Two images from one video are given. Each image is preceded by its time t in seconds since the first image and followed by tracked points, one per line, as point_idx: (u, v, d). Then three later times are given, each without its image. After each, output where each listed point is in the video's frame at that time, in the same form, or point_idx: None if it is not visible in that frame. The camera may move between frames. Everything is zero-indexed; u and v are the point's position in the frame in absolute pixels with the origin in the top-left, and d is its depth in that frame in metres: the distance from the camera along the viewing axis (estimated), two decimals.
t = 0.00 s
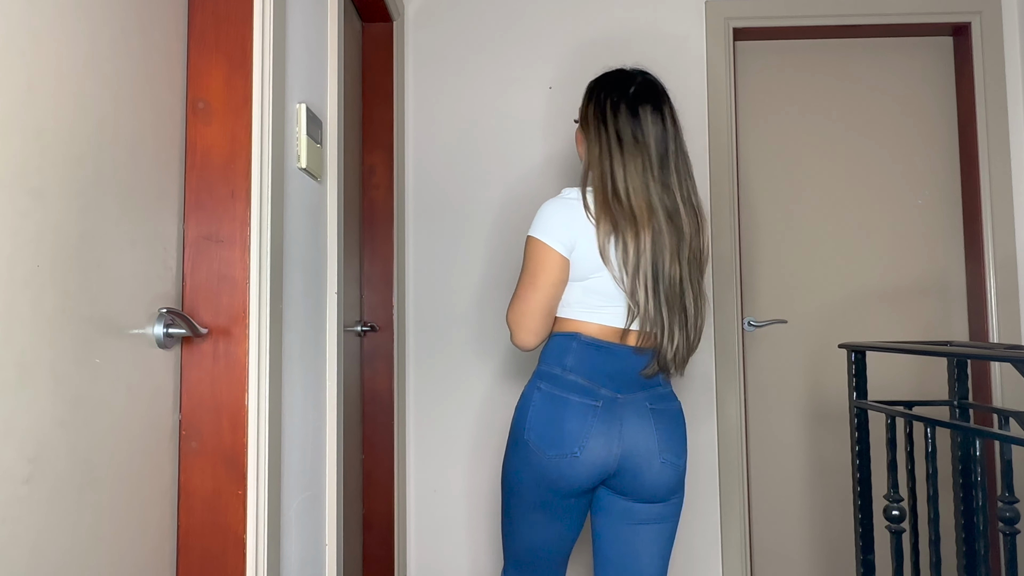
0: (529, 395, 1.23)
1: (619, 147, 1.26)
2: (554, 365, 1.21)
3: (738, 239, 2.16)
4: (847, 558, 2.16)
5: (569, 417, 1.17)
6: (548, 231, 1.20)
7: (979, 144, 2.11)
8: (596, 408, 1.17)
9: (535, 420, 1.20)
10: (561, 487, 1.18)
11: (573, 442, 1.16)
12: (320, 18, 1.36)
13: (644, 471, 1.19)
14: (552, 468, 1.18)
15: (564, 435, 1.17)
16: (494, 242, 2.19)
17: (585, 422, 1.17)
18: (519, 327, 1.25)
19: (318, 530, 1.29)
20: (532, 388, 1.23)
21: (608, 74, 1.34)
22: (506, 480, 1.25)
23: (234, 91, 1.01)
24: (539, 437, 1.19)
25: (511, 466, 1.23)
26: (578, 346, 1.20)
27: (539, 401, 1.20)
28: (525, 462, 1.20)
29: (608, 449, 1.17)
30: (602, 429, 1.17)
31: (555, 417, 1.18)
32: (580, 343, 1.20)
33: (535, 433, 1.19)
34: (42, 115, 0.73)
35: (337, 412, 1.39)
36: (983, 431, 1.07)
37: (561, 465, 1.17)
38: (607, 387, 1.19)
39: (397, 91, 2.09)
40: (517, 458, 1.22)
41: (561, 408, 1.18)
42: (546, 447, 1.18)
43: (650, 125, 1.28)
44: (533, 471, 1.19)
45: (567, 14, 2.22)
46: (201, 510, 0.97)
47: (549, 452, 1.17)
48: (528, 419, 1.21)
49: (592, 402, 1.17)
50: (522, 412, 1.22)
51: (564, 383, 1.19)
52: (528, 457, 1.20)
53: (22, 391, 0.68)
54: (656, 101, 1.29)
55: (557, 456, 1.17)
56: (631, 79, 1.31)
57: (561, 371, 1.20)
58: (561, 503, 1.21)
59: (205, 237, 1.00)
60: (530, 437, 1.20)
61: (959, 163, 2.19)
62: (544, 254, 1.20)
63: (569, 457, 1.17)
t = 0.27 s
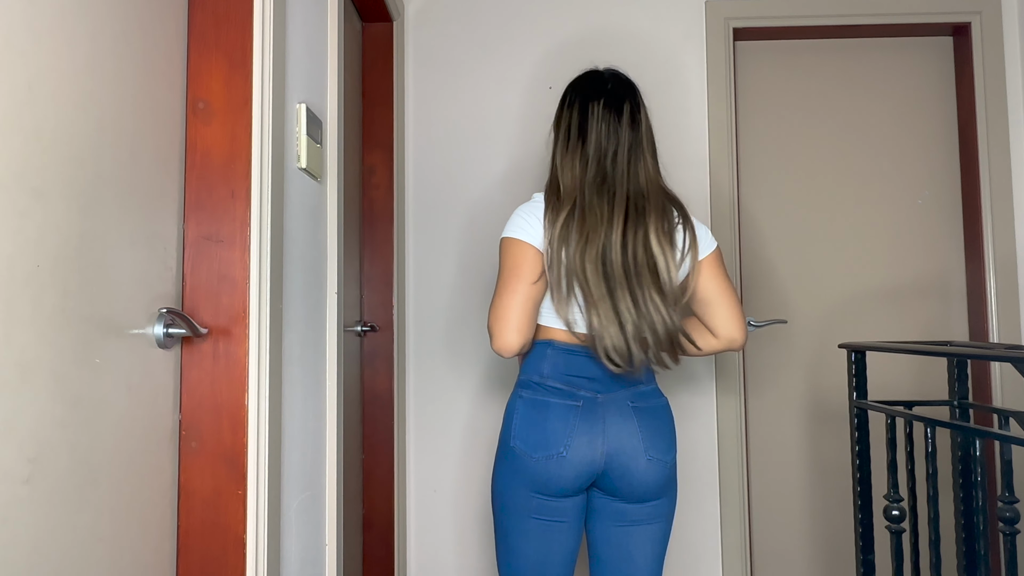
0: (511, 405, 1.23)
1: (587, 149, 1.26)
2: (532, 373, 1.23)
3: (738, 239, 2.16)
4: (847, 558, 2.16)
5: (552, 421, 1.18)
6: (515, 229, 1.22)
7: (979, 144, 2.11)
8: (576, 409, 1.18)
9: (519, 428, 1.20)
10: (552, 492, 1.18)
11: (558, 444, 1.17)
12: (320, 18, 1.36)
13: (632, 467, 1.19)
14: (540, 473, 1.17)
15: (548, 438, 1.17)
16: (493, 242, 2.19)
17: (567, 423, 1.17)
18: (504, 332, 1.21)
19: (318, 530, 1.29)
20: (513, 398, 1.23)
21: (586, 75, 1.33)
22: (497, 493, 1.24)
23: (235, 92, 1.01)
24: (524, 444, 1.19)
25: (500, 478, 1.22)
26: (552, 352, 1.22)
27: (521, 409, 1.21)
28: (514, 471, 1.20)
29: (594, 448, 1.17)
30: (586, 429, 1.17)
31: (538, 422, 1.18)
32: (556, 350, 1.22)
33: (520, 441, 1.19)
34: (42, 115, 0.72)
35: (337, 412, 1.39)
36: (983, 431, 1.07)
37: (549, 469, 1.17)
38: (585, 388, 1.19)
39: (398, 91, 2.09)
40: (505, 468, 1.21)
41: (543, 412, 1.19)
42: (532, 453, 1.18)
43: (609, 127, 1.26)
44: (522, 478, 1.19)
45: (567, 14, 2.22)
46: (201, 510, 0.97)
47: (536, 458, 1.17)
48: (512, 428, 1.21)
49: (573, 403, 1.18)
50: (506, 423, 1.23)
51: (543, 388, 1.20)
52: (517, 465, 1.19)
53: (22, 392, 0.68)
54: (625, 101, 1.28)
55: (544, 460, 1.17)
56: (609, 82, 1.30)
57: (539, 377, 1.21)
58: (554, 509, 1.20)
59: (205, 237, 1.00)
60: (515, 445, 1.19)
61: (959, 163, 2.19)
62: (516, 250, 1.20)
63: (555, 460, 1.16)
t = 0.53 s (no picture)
0: (512, 419, 1.19)
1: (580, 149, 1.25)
2: (530, 384, 1.19)
3: (739, 239, 2.16)
4: (847, 558, 2.16)
5: (561, 430, 1.15)
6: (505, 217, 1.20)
7: (979, 144, 2.11)
8: (584, 416, 1.16)
9: (527, 441, 1.16)
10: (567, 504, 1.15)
11: (572, 455, 1.14)
12: (320, 18, 1.36)
13: (642, 468, 1.19)
14: (554, 484, 1.14)
15: (561, 450, 1.14)
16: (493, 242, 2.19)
17: (579, 431, 1.15)
18: (505, 329, 1.18)
19: (318, 530, 1.29)
20: (515, 410, 1.19)
21: (571, 70, 1.31)
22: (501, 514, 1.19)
23: (234, 92, 1.01)
24: (536, 458, 1.15)
25: (507, 496, 1.18)
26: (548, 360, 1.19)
27: (526, 420, 1.17)
28: (525, 487, 1.16)
29: (606, 453, 1.15)
30: (596, 435, 1.15)
31: (548, 433, 1.15)
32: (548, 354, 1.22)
33: (530, 454, 1.15)
34: (42, 115, 0.73)
35: (337, 411, 1.39)
36: (982, 431, 1.07)
37: (565, 481, 1.14)
38: (588, 394, 1.17)
39: (398, 91, 2.09)
40: (513, 487, 1.17)
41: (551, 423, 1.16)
42: (546, 467, 1.15)
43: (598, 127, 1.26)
44: (536, 493, 1.15)
45: (567, 14, 2.22)
46: (201, 510, 0.97)
47: (550, 471, 1.14)
48: (520, 442, 1.17)
49: (580, 409, 1.16)
50: (509, 437, 1.18)
51: (546, 397, 1.17)
52: (528, 481, 1.15)
53: (22, 392, 0.68)
54: (611, 100, 1.28)
55: (559, 473, 1.14)
56: (596, 80, 1.29)
57: (542, 385, 1.18)
58: (567, 520, 1.17)
59: (205, 237, 1.00)
60: (525, 460, 1.16)
61: (959, 163, 2.19)
62: (508, 243, 1.19)
63: (572, 471, 1.14)
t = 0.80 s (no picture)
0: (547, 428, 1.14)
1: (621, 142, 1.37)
2: (562, 388, 1.17)
3: (739, 239, 2.16)
4: (847, 558, 2.16)
5: (601, 435, 1.14)
6: (575, 215, 1.15)
7: (979, 144, 2.11)
8: (618, 419, 1.17)
9: (568, 450, 1.13)
10: (602, 513, 1.13)
11: (612, 460, 1.13)
12: (320, 18, 1.36)
13: (658, 469, 1.23)
14: (596, 493, 1.12)
15: (602, 456, 1.13)
16: (493, 242, 2.19)
17: (616, 435, 1.15)
18: (580, 330, 1.10)
19: (318, 530, 1.29)
20: (550, 417, 1.16)
21: (586, 77, 1.43)
22: (536, 531, 1.13)
23: (234, 92, 1.01)
24: (578, 467, 1.12)
25: (543, 512, 1.12)
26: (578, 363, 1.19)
27: (564, 428, 1.14)
28: (564, 499, 1.11)
29: (638, 456, 1.17)
30: (630, 438, 1.17)
31: (588, 438, 1.13)
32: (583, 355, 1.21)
33: (571, 463, 1.12)
34: (42, 115, 0.73)
35: (337, 411, 1.39)
36: (983, 431, 1.07)
37: (606, 489, 1.12)
38: (615, 396, 1.20)
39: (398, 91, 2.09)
40: (551, 500, 1.12)
41: (588, 428, 1.14)
42: (587, 475, 1.12)
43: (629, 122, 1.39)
44: (576, 505, 1.11)
45: (567, 14, 2.22)
46: (201, 510, 0.97)
47: (592, 480, 1.12)
48: (560, 451, 1.13)
49: (614, 413, 1.17)
50: (545, 446, 1.14)
51: (582, 402, 1.16)
52: (568, 492, 1.11)
53: (22, 392, 0.68)
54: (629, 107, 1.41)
55: (601, 481, 1.12)
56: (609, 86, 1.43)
57: (576, 391, 1.17)
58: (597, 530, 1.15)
59: (205, 237, 1.00)
60: (566, 469, 1.12)
61: (959, 163, 2.19)
62: (584, 238, 1.13)
63: (613, 477, 1.13)
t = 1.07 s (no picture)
0: (573, 411, 1.14)
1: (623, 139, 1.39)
2: (586, 375, 1.18)
3: (739, 239, 2.16)
4: (847, 557, 2.16)
5: (621, 423, 1.16)
6: (605, 215, 1.16)
7: (979, 144, 2.11)
8: (633, 410, 1.19)
9: (592, 434, 1.13)
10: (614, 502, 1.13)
11: (630, 449, 1.15)
12: (320, 18, 1.36)
13: (656, 466, 1.26)
14: (613, 480, 1.12)
15: (621, 444, 1.14)
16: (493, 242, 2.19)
17: (634, 425, 1.17)
18: (608, 321, 1.12)
19: (318, 530, 1.29)
20: (574, 400, 1.15)
21: (579, 74, 1.41)
22: (554, 515, 1.11)
23: (234, 92, 1.01)
24: (600, 453, 1.12)
25: (563, 496, 1.11)
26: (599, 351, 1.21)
27: (588, 412, 1.14)
28: (584, 484, 1.11)
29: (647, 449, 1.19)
30: (644, 431, 1.19)
31: (611, 425, 1.14)
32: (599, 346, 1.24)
33: (595, 447, 1.12)
34: (42, 116, 0.73)
35: (337, 411, 1.39)
36: (983, 431, 1.07)
37: (622, 476, 1.13)
38: (627, 390, 1.23)
39: (398, 91, 2.09)
40: (571, 484, 1.11)
41: (610, 416, 1.15)
42: (608, 462, 1.12)
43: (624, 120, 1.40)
44: (593, 492, 1.11)
45: (567, 14, 2.22)
46: (201, 510, 0.97)
47: (611, 466, 1.12)
48: (584, 434, 1.12)
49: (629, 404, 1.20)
50: (570, 428, 1.13)
51: (604, 390, 1.18)
52: (588, 478, 1.11)
53: (21, 392, 0.68)
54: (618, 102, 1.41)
55: (619, 469, 1.13)
56: (602, 81, 1.41)
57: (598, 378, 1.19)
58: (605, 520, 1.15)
59: (205, 237, 1.00)
60: (589, 453, 1.12)
61: (959, 163, 2.19)
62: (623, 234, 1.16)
63: (630, 466, 1.14)
